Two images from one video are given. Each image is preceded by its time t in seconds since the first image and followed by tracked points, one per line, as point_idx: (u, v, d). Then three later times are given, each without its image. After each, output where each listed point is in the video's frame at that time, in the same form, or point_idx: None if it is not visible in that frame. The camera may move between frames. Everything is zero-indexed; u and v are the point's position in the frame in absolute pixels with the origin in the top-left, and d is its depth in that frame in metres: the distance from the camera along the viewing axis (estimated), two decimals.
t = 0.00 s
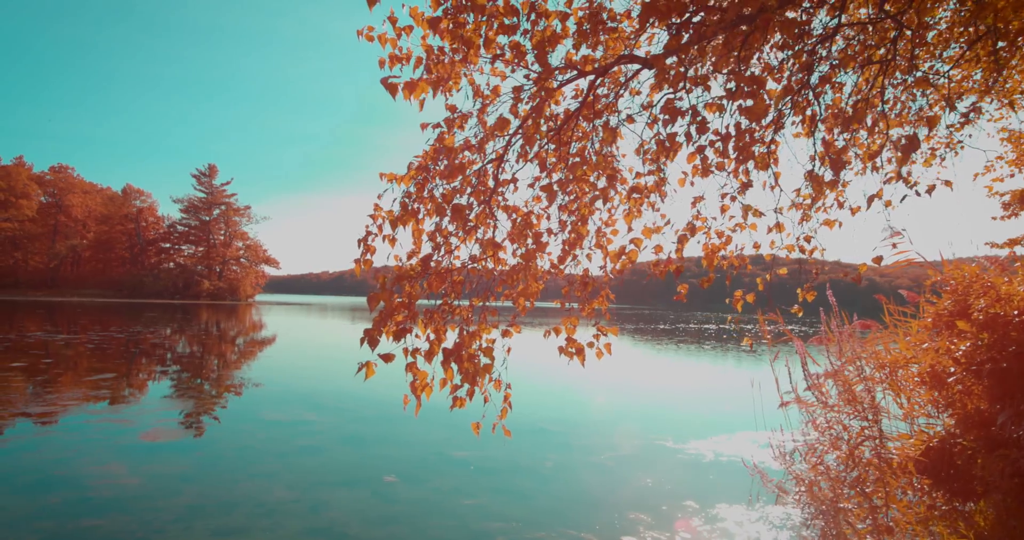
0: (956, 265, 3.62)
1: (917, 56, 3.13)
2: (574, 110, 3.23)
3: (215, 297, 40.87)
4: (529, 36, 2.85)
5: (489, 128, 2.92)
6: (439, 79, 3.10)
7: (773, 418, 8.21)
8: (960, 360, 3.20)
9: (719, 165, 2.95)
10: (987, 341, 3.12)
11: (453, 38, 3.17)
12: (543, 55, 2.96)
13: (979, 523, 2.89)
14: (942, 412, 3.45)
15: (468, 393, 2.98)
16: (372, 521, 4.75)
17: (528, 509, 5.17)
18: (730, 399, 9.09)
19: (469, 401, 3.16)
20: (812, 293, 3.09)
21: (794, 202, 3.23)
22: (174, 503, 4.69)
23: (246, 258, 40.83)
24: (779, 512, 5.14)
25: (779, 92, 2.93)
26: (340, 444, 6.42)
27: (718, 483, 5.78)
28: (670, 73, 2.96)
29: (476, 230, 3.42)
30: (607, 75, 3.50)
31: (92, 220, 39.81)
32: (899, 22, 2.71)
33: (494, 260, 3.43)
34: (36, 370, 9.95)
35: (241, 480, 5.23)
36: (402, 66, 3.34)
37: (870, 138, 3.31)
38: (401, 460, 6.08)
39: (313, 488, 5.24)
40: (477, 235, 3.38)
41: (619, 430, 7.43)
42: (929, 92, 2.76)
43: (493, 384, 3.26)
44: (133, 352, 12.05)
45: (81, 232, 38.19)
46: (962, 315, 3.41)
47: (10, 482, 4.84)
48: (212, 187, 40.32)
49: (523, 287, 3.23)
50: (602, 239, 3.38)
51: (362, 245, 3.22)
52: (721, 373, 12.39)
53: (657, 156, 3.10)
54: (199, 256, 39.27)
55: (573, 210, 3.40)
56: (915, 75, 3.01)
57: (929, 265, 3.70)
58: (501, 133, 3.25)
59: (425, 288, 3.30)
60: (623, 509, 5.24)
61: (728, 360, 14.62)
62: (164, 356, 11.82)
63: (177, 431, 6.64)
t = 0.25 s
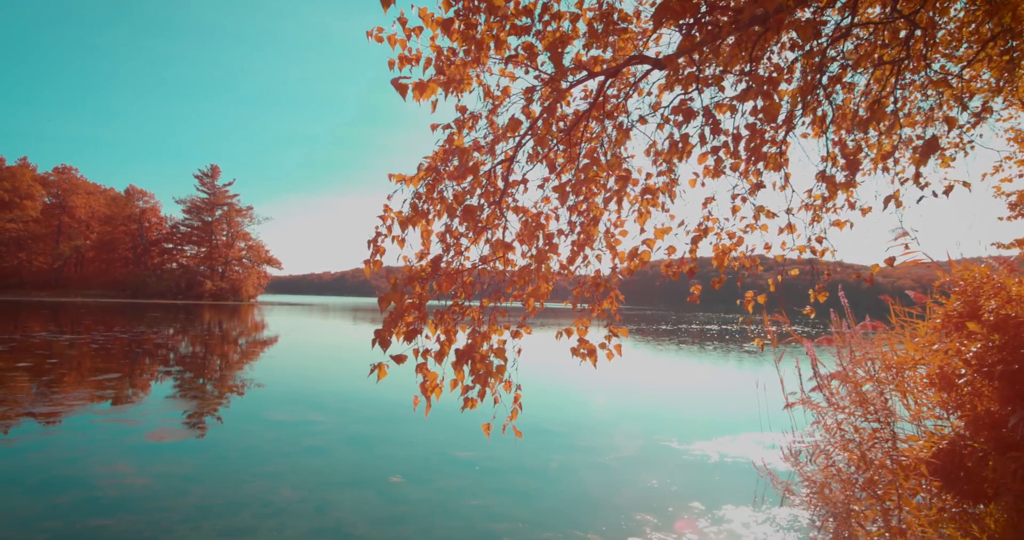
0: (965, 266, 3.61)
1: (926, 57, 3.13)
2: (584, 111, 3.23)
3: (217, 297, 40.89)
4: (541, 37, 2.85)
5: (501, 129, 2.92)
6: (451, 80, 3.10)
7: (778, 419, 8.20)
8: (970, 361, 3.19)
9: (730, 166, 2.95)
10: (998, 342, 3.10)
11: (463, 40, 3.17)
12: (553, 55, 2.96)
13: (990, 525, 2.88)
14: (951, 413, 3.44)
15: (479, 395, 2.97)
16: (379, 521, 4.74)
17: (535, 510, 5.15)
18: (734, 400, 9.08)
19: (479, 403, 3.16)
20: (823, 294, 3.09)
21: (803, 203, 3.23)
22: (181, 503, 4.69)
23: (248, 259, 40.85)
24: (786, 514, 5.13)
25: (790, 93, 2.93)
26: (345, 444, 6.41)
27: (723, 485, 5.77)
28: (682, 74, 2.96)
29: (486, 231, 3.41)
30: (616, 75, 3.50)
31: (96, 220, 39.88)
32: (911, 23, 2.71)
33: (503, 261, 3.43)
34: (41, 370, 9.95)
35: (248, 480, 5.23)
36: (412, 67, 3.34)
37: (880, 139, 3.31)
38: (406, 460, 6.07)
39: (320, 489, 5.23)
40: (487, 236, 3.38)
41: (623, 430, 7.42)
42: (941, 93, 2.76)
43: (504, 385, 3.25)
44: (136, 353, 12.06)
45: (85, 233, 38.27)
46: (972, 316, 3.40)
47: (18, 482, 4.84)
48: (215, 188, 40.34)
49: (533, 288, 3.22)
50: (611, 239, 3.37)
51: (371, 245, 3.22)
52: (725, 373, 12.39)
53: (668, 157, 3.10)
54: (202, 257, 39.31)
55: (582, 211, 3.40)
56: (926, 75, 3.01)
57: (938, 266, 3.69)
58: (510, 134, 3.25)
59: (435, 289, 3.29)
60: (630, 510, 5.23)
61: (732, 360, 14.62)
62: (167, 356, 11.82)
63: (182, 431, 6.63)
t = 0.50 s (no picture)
0: (977, 266, 3.59)
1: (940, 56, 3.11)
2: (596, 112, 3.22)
3: (221, 298, 40.92)
4: (554, 38, 2.84)
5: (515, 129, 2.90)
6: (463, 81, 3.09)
7: (784, 420, 8.17)
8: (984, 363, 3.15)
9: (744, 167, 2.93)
10: (1012, 344, 3.06)
11: (475, 40, 3.17)
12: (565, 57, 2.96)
13: (1002, 527, 2.86)
14: (962, 415, 3.41)
15: (492, 397, 2.96)
16: (386, 522, 4.72)
17: (542, 511, 5.12)
18: (740, 401, 9.06)
19: (492, 404, 3.15)
20: (837, 295, 3.09)
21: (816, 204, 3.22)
22: (190, 503, 4.69)
23: (251, 259, 40.87)
24: (794, 516, 5.11)
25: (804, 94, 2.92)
26: (352, 445, 6.40)
27: (730, 486, 5.75)
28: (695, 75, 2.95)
29: (496, 232, 3.40)
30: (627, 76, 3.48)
31: (100, 221, 40.01)
32: (927, 22, 2.69)
33: (514, 262, 3.42)
34: (47, 370, 9.97)
35: (256, 481, 5.22)
36: (423, 68, 3.35)
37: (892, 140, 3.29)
38: (413, 461, 6.05)
39: (327, 489, 5.22)
40: (498, 237, 3.37)
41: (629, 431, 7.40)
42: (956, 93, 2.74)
43: (516, 387, 3.23)
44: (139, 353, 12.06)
45: (90, 234, 38.38)
46: (984, 318, 3.39)
47: (29, 481, 4.85)
48: (218, 189, 40.39)
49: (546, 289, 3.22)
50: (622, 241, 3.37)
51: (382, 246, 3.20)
52: (730, 374, 12.36)
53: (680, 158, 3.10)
54: (205, 257, 39.35)
55: (593, 212, 3.40)
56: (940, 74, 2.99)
57: (948, 267, 3.68)
58: (522, 135, 3.24)
59: (446, 290, 3.28)
60: (638, 511, 5.20)
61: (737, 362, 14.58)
62: (170, 356, 11.82)
63: (189, 431, 6.62)
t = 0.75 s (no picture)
0: (990, 266, 3.57)
1: (957, 54, 3.07)
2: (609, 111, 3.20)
3: (225, 299, 40.95)
4: (567, 37, 2.83)
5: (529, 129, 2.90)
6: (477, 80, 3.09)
7: (792, 421, 8.14)
8: (1001, 365, 3.06)
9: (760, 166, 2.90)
10: None
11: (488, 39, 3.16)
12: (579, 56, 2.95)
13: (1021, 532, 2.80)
14: (977, 418, 3.35)
15: (506, 397, 2.93)
16: (395, 521, 4.66)
17: (550, 512, 5.02)
18: (747, 402, 9.02)
19: (505, 405, 3.12)
20: (854, 296, 3.09)
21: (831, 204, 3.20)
22: (200, 502, 4.71)
23: (256, 260, 40.90)
24: (804, 518, 5.07)
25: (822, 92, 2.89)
26: (359, 445, 6.39)
27: (738, 488, 5.71)
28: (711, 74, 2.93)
29: (508, 232, 3.39)
30: (640, 75, 3.45)
31: (106, 222, 40.20)
32: (946, 20, 2.66)
33: (526, 263, 3.40)
34: (55, 370, 10.00)
35: (265, 481, 5.22)
36: (434, 68, 3.35)
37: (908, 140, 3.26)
38: (420, 461, 6.02)
39: (335, 489, 5.19)
40: (510, 237, 3.35)
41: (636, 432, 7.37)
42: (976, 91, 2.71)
43: (529, 388, 3.20)
44: (145, 353, 12.07)
45: (96, 234, 38.57)
46: (999, 319, 3.36)
47: (41, 479, 4.91)
48: (223, 190, 40.46)
49: (559, 291, 3.22)
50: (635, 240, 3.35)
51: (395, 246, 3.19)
52: (737, 376, 12.30)
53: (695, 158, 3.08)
54: (209, 258, 39.41)
55: (605, 212, 3.37)
56: (958, 73, 2.96)
57: (960, 267, 3.67)
58: (534, 135, 3.22)
59: (459, 291, 3.25)
60: (647, 512, 5.16)
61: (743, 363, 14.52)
62: (175, 356, 11.83)
63: (196, 431, 6.61)
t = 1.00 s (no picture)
0: (1007, 267, 3.53)
1: (979, 52, 3.03)
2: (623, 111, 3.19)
3: (232, 299, 41.08)
4: (582, 37, 2.82)
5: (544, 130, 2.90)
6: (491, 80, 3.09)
7: (802, 423, 8.10)
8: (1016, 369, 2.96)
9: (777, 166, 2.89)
10: None
11: (502, 39, 3.15)
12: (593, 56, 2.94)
13: None
14: (993, 420, 3.29)
15: (521, 398, 2.92)
16: (404, 522, 4.64)
17: (560, 513, 4.97)
18: (756, 404, 8.99)
19: (520, 405, 3.11)
20: (871, 296, 3.08)
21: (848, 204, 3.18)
22: (210, 503, 4.78)
23: (262, 260, 40.95)
24: (816, 520, 5.03)
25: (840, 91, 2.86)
26: (367, 445, 6.39)
27: (748, 490, 5.67)
28: (727, 74, 2.91)
29: (521, 232, 3.38)
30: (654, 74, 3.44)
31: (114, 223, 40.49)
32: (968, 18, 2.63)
33: (539, 263, 3.39)
34: (65, 370, 10.08)
35: (274, 480, 5.24)
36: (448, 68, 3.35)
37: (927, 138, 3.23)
38: (428, 461, 5.99)
39: (344, 489, 5.18)
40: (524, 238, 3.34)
41: (644, 433, 7.35)
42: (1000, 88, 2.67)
43: (544, 388, 3.17)
44: (152, 352, 12.10)
45: (104, 235, 38.87)
46: (1017, 320, 3.34)
47: (54, 476, 5.13)
48: (229, 190, 40.54)
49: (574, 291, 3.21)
50: (650, 241, 3.34)
51: (408, 246, 3.19)
52: (746, 376, 12.24)
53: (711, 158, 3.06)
54: (215, 259, 39.56)
55: (618, 212, 3.37)
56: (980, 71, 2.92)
57: (975, 268, 3.65)
58: (548, 136, 3.21)
59: (472, 291, 3.25)
60: (657, 513, 5.15)
61: (753, 364, 14.43)
62: (181, 356, 11.85)
63: (205, 430, 6.63)
